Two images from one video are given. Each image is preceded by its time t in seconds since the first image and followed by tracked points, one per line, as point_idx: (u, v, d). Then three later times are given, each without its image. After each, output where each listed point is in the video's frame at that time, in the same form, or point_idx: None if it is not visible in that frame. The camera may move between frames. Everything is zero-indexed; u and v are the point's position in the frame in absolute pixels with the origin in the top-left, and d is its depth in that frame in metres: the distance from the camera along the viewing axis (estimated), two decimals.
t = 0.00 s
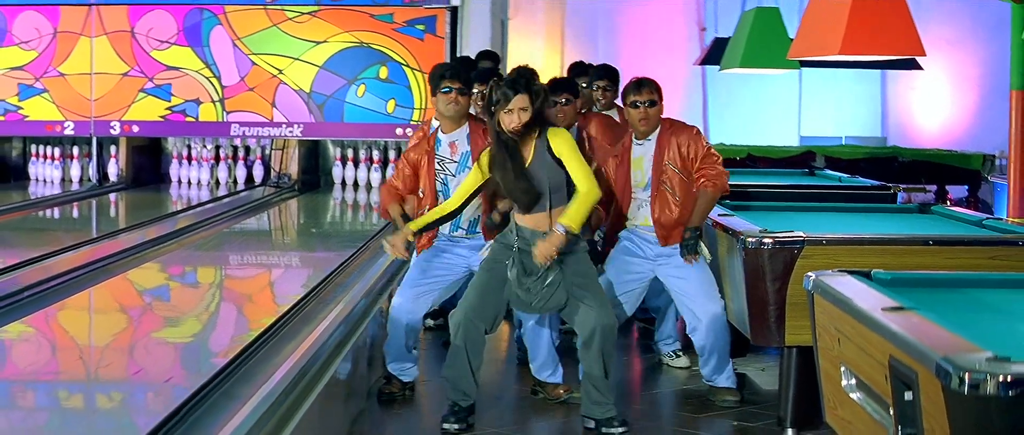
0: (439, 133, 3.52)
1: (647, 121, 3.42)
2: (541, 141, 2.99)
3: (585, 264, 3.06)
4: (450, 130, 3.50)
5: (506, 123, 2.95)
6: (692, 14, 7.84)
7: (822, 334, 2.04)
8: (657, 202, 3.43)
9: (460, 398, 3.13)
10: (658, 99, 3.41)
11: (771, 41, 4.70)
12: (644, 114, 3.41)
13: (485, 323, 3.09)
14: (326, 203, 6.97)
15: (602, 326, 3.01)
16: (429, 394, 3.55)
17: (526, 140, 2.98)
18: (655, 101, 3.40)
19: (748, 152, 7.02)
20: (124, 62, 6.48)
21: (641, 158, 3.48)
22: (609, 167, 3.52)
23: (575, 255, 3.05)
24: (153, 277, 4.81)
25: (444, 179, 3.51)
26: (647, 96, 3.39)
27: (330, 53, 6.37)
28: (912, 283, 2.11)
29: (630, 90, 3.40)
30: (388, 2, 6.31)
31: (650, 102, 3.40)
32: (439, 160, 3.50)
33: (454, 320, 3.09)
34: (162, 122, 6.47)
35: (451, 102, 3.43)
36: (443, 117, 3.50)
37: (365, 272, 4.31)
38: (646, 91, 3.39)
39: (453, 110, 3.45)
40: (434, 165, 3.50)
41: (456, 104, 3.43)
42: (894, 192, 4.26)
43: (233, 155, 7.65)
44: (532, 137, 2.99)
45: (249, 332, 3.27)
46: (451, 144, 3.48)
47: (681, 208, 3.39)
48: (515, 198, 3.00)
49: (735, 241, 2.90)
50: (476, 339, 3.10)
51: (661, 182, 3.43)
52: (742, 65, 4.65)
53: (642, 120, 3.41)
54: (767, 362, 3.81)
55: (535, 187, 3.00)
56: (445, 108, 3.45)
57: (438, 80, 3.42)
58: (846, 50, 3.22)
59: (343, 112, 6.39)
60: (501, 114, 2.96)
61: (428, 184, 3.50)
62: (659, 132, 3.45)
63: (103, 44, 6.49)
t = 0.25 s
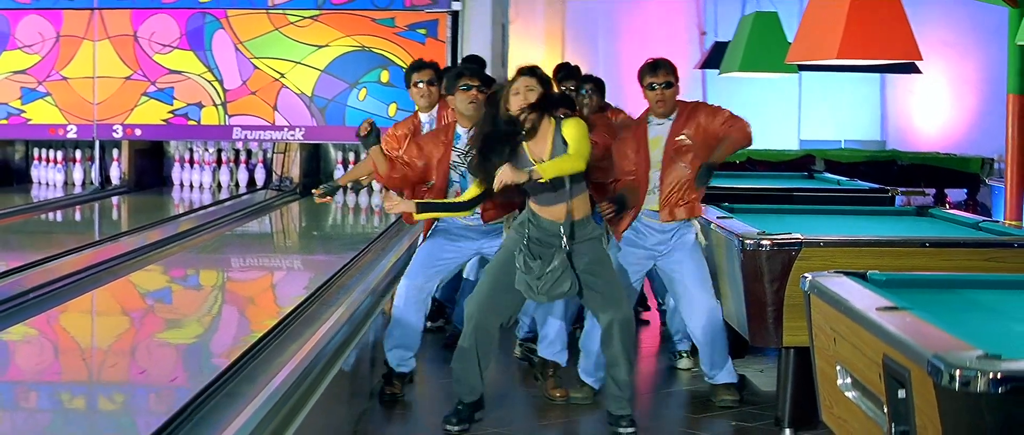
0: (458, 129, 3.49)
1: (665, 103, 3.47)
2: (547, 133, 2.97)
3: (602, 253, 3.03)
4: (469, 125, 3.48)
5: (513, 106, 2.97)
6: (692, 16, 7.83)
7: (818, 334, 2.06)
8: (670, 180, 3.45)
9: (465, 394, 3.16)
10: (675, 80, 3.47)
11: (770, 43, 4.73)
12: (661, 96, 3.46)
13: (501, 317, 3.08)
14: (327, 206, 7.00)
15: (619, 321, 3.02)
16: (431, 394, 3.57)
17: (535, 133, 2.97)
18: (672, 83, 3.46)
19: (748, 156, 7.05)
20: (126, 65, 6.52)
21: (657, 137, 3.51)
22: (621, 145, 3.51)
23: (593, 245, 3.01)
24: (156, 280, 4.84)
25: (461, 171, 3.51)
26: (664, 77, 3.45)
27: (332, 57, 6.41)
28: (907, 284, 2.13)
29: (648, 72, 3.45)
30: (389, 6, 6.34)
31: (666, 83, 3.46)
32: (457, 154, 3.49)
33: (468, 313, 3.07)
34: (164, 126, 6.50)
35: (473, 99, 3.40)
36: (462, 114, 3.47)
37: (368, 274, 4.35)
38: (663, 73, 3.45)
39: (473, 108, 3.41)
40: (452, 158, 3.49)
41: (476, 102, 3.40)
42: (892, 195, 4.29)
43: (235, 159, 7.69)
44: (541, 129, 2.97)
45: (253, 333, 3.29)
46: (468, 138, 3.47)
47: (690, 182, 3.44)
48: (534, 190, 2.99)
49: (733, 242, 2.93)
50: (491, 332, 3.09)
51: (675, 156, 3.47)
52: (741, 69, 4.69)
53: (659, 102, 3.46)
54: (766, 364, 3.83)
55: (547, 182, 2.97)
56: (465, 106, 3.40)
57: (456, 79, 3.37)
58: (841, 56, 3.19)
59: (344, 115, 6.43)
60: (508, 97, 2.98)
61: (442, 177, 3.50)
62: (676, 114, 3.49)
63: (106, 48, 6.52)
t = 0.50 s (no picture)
0: (481, 155, 3.39)
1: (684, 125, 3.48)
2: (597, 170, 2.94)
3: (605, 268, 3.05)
4: (493, 153, 3.39)
5: (575, 140, 2.91)
6: (691, 22, 7.87)
7: (814, 334, 2.09)
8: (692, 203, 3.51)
9: (471, 400, 3.14)
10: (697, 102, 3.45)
11: (768, 48, 4.77)
12: (683, 117, 3.46)
13: (504, 325, 3.06)
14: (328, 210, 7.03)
15: (621, 329, 3.00)
16: (431, 395, 3.60)
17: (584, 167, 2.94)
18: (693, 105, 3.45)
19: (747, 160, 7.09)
20: (128, 69, 6.55)
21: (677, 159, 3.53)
22: (642, 150, 3.43)
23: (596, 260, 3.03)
24: (158, 283, 4.87)
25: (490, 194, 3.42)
26: (686, 99, 3.42)
27: (332, 61, 6.44)
28: (900, 285, 2.16)
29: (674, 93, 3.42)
30: (390, 11, 6.38)
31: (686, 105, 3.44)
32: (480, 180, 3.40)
33: (471, 319, 3.06)
34: (165, 129, 6.53)
35: (501, 127, 3.31)
36: (487, 140, 3.38)
37: (369, 277, 4.38)
38: (687, 95, 3.43)
39: (501, 135, 3.33)
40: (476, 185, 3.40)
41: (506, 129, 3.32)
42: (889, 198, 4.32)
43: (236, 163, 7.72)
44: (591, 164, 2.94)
45: (255, 335, 3.32)
46: (494, 166, 3.38)
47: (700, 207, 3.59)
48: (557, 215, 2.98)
49: (730, 244, 2.97)
50: (494, 340, 3.07)
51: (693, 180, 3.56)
52: (739, 73, 4.72)
53: (680, 122, 3.47)
54: (764, 365, 3.85)
55: (581, 210, 2.97)
56: (495, 133, 3.32)
57: (488, 105, 3.27)
58: (841, 59, 3.12)
59: (345, 119, 6.45)
60: (570, 128, 2.92)
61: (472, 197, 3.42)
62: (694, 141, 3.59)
63: (108, 52, 6.56)
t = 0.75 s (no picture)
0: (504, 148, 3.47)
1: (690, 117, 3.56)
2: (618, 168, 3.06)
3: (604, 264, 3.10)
4: (516, 149, 3.47)
5: (611, 136, 2.96)
6: (691, 25, 7.91)
7: (811, 334, 2.12)
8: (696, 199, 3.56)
9: (471, 401, 3.16)
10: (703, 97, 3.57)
11: (767, 51, 4.80)
12: (690, 110, 3.55)
13: (506, 329, 3.06)
14: (330, 212, 7.07)
15: (620, 328, 3.01)
16: (432, 395, 3.63)
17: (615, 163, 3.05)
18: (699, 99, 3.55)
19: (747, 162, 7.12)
20: (131, 73, 6.59)
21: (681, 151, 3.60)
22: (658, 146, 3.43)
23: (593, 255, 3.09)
24: (161, 285, 4.91)
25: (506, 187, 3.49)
26: (693, 94, 3.53)
27: (334, 65, 6.48)
28: (896, 286, 2.19)
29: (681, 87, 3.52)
30: (391, 15, 6.42)
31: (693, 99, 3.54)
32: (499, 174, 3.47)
33: (473, 326, 3.06)
34: (168, 132, 6.57)
35: (531, 129, 3.37)
36: (514, 137, 3.44)
37: (371, 278, 4.41)
38: (694, 90, 3.53)
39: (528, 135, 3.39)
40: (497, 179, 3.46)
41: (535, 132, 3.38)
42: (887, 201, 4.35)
43: (239, 166, 7.75)
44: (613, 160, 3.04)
45: (258, 335, 3.35)
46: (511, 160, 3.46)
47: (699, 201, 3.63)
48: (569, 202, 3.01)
49: (729, 246, 3.00)
50: (497, 345, 3.07)
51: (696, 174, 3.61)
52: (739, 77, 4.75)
53: (687, 115, 3.55)
54: (763, 366, 3.88)
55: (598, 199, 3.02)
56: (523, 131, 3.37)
57: (520, 103, 3.30)
58: (845, 62, 3.16)
59: (347, 122, 6.50)
60: (608, 127, 2.96)
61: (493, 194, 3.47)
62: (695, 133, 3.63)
63: (111, 55, 6.59)
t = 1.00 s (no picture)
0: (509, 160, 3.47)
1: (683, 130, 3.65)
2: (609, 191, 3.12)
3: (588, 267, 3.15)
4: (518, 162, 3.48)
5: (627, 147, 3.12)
6: (691, 27, 7.95)
7: (806, 331, 2.15)
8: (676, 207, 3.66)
9: (460, 399, 3.23)
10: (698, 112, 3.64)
11: (766, 53, 4.83)
12: (682, 125, 3.64)
13: (489, 325, 3.18)
14: (330, 213, 7.10)
15: (613, 326, 3.10)
16: (432, 394, 3.66)
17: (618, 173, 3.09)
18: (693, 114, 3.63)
19: (746, 163, 7.15)
20: (132, 74, 6.62)
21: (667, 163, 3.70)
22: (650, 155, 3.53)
23: (579, 258, 3.14)
24: (162, 286, 4.94)
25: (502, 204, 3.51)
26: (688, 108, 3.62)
27: (335, 66, 6.51)
28: (890, 284, 2.22)
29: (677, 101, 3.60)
30: (392, 16, 6.45)
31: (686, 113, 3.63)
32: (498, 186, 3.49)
33: (459, 322, 3.17)
34: (169, 134, 6.61)
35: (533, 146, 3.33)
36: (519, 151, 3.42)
37: (372, 279, 4.44)
38: (690, 104, 3.61)
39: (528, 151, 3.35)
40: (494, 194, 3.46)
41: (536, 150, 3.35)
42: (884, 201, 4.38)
43: (240, 167, 7.78)
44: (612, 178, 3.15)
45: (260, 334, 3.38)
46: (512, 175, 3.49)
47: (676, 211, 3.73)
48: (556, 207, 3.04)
49: (726, 245, 3.03)
50: (480, 340, 3.18)
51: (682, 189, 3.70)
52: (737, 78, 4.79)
53: (681, 129, 3.64)
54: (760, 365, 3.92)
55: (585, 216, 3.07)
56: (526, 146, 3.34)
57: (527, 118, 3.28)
58: (851, 67, 3.21)
59: (347, 124, 6.53)
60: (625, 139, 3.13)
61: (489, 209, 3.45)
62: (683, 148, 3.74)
63: (112, 57, 6.62)
